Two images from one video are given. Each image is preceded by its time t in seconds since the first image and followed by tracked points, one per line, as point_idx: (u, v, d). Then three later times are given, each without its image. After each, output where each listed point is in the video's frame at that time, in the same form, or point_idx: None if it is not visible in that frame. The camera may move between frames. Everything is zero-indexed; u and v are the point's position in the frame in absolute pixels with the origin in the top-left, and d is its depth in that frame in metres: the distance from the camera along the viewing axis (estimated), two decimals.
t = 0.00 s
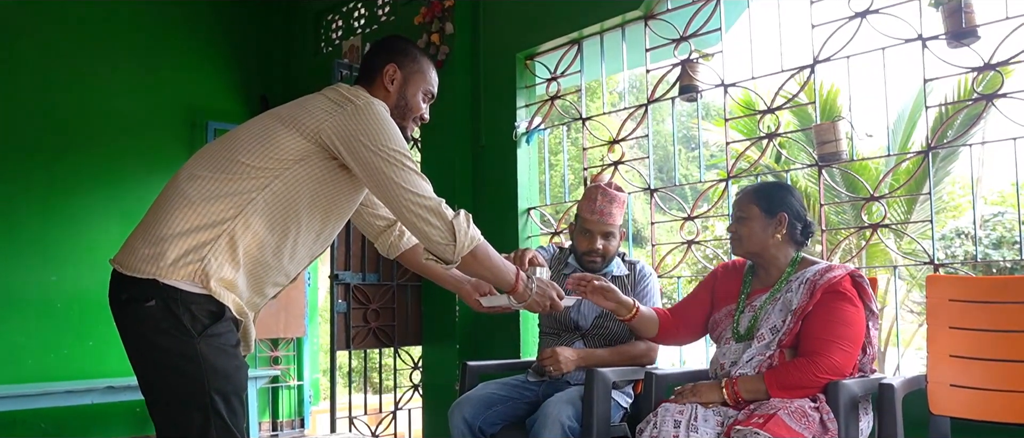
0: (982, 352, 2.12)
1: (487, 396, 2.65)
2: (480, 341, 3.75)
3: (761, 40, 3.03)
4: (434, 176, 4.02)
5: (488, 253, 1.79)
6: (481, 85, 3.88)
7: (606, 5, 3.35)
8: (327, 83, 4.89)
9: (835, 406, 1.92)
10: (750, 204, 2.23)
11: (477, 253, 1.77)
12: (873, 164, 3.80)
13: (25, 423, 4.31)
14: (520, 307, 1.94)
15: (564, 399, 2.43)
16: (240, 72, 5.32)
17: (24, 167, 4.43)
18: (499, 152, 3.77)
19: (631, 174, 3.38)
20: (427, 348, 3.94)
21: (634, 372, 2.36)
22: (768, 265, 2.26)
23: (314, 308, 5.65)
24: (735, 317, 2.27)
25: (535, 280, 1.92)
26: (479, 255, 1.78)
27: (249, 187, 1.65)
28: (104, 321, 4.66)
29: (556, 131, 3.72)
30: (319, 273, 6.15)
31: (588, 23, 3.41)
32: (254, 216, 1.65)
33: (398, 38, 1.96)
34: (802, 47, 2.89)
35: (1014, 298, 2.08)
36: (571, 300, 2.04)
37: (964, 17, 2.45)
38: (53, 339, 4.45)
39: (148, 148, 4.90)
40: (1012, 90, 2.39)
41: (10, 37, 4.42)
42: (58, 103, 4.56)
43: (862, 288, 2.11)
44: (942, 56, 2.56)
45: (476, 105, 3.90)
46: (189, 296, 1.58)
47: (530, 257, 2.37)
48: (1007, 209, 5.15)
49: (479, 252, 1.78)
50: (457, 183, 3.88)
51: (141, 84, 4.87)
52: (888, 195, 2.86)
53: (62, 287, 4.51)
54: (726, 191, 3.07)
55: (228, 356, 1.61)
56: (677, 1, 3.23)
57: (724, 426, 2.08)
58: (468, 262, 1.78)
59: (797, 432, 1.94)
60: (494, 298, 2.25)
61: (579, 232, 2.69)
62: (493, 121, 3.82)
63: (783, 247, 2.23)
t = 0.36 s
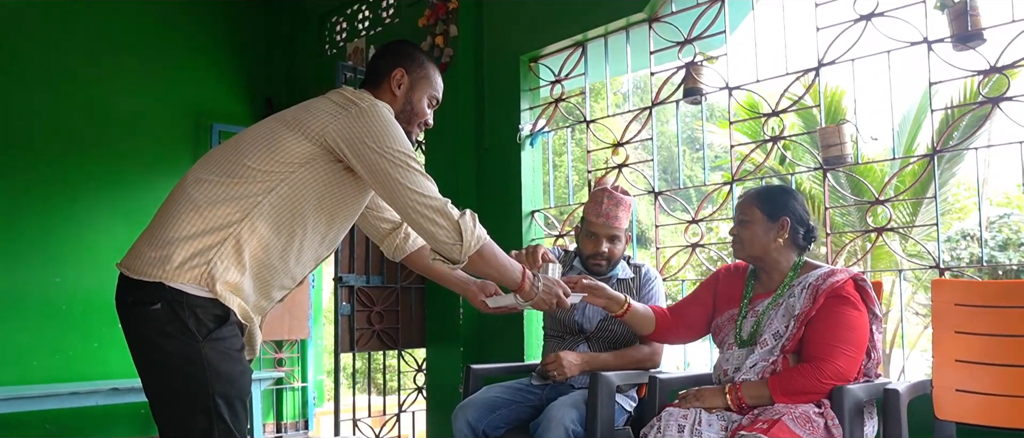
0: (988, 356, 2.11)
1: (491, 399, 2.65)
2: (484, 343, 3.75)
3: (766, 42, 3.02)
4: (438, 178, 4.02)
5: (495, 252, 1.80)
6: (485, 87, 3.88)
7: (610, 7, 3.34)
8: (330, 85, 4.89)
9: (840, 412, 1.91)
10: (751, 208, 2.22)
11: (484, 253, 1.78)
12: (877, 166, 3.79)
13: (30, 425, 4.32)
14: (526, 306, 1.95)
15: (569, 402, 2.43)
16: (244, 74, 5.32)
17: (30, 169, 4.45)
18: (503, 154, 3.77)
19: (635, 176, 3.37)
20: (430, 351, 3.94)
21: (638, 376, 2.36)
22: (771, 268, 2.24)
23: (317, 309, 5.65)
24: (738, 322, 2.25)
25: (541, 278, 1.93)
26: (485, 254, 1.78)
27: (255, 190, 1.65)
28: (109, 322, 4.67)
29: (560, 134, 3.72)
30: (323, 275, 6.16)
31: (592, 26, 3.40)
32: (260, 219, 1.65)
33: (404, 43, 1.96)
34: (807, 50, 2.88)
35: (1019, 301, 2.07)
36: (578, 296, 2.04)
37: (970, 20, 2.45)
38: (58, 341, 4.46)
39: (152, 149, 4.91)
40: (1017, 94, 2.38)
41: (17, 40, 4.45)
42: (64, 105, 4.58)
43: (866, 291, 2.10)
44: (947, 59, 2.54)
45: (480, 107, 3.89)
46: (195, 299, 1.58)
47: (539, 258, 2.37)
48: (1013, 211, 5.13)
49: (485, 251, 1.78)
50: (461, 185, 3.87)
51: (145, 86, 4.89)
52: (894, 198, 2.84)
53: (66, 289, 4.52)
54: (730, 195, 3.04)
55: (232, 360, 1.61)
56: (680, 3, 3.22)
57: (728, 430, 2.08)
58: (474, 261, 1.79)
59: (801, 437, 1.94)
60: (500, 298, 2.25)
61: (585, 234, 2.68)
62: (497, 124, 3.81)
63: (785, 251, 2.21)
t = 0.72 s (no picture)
0: (1008, 351, 2.09)
1: (505, 395, 2.65)
2: (498, 339, 3.75)
3: (782, 35, 2.99)
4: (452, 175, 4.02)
5: (506, 246, 1.79)
6: (499, 83, 3.88)
7: (623, 2, 3.32)
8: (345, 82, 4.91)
9: (857, 407, 1.89)
10: (763, 201, 2.21)
11: (495, 246, 1.78)
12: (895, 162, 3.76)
13: (50, 419, 4.38)
14: (537, 301, 1.93)
15: (583, 398, 2.43)
16: (259, 72, 5.35)
17: (48, 166, 4.50)
18: (517, 150, 3.76)
19: (650, 172, 3.36)
20: (445, 347, 3.94)
21: (653, 371, 2.35)
22: (784, 263, 2.22)
23: (332, 306, 5.68)
24: (751, 317, 2.25)
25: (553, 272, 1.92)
26: (497, 247, 1.78)
27: (271, 183, 1.66)
28: (126, 319, 4.72)
29: (574, 129, 3.71)
30: (338, 272, 6.19)
31: (606, 21, 3.39)
32: (276, 212, 1.66)
33: (418, 37, 1.96)
34: (823, 43, 2.85)
35: None
36: (588, 292, 2.02)
37: (990, 11, 2.44)
38: (77, 337, 4.51)
39: (169, 147, 4.95)
40: None
41: (36, 39, 4.51)
42: (82, 103, 4.63)
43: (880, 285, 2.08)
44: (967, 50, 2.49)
45: (494, 104, 3.90)
46: (212, 291, 1.59)
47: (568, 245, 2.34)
48: None
49: (496, 246, 1.78)
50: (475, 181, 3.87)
51: (161, 84, 4.92)
52: (911, 193, 2.81)
53: (85, 285, 4.57)
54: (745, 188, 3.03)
55: (249, 352, 1.62)
56: None
57: (743, 425, 2.06)
58: (486, 255, 1.78)
59: (818, 433, 1.91)
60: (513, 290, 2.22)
61: (601, 228, 2.68)
62: (511, 120, 3.81)
63: (798, 245, 2.20)
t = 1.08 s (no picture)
0: None
1: (519, 396, 2.65)
2: (513, 341, 3.75)
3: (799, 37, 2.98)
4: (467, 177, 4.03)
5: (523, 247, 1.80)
6: (515, 85, 3.89)
7: (639, 4, 3.33)
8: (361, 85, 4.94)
9: (875, 410, 1.88)
10: (780, 203, 2.20)
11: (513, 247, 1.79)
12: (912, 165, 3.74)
13: (69, 418, 4.43)
14: (551, 302, 1.93)
15: (598, 399, 2.43)
16: (276, 75, 5.39)
17: (68, 169, 4.56)
18: (532, 152, 3.77)
19: (665, 173, 3.36)
20: (459, 349, 3.95)
21: (668, 373, 2.35)
22: (801, 265, 2.22)
23: (348, 307, 5.71)
24: (768, 319, 2.25)
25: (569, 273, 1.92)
26: (514, 248, 1.79)
27: (292, 184, 1.68)
28: (143, 319, 4.76)
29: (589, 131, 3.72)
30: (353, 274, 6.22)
31: (621, 23, 3.39)
32: (296, 213, 1.67)
33: (436, 41, 1.97)
34: (840, 44, 2.85)
35: None
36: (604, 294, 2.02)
37: (1011, 11, 2.41)
38: (95, 337, 4.56)
39: (186, 150, 4.99)
40: None
41: (57, 43, 4.57)
42: (101, 105, 4.69)
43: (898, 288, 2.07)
44: (985, 50, 2.49)
45: (510, 105, 3.91)
46: (234, 291, 1.61)
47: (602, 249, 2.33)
48: None
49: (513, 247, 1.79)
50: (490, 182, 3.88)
51: (179, 87, 4.97)
52: (929, 195, 2.79)
53: (104, 285, 4.62)
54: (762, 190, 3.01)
55: (269, 352, 1.64)
56: None
57: (760, 427, 2.06)
58: (504, 256, 1.79)
59: (835, 436, 1.90)
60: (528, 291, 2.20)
61: (624, 227, 2.69)
62: (526, 122, 3.82)
63: (814, 247, 2.19)
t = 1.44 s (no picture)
0: None
1: (528, 396, 2.65)
2: (521, 341, 3.76)
3: (807, 36, 2.97)
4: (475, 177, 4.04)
5: (530, 248, 1.81)
6: (522, 85, 3.89)
7: (646, 4, 3.33)
8: (369, 85, 4.95)
9: (883, 410, 1.89)
10: (795, 201, 2.20)
11: (521, 246, 1.79)
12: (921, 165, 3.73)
13: (79, 417, 4.46)
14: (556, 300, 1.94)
15: (606, 399, 2.43)
16: (284, 75, 5.41)
17: (79, 170, 4.59)
18: (540, 152, 3.77)
19: (673, 173, 3.37)
20: (467, 348, 3.96)
21: (676, 373, 2.34)
22: (814, 264, 2.22)
23: (355, 307, 5.73)
24: (779, 316, 2.25)
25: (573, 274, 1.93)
26: (522, 249, 1.79)
27: (304, 184, 1.69)
28: (153, 319, 4.79)
29: (597, 131, 3.72)
30: (360, 274, 6.24)
31: (629, 23, 3.39)
32: (308, 213, 1.68)
33: (445, 42, 1.98)
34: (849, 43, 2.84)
35: None
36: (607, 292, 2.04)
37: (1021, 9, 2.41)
38: (105, 337, 4.59)
39: (195, 150, 5.01)
40: None
41: (67, 44, 4.60)
42: (110, 106, 4.71)
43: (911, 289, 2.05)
44: (995, 50, 2.48)
45: (517, 105, 3.91)
46: (246, 291, 1.62)
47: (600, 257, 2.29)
48: None
49: (520, 248, 1.79)
50: (498, 182, 3.89)
51: (189, 88, 5.00)
52: (938, 195, 2.78)
53: (114, 285, 4.65)
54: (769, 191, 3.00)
55: (280, 352, 1.65)
56: None
57: (767, 426, 2.04)
58: (512, 256, 1.80)
59: (843, 435, 1.88)
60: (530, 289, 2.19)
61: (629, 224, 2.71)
62: (534, 122, 3.82)
63: (828, 246, 2.19)
